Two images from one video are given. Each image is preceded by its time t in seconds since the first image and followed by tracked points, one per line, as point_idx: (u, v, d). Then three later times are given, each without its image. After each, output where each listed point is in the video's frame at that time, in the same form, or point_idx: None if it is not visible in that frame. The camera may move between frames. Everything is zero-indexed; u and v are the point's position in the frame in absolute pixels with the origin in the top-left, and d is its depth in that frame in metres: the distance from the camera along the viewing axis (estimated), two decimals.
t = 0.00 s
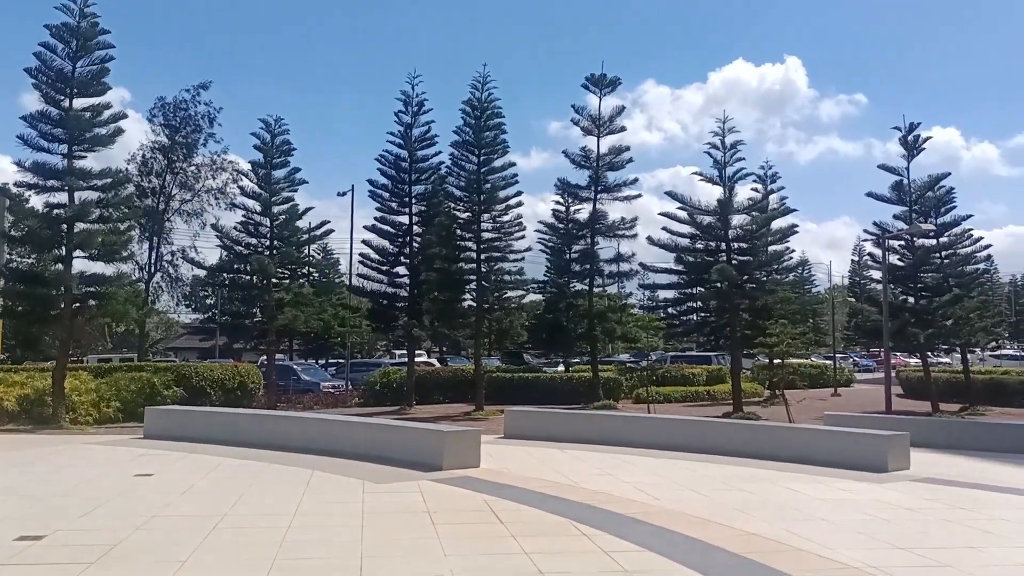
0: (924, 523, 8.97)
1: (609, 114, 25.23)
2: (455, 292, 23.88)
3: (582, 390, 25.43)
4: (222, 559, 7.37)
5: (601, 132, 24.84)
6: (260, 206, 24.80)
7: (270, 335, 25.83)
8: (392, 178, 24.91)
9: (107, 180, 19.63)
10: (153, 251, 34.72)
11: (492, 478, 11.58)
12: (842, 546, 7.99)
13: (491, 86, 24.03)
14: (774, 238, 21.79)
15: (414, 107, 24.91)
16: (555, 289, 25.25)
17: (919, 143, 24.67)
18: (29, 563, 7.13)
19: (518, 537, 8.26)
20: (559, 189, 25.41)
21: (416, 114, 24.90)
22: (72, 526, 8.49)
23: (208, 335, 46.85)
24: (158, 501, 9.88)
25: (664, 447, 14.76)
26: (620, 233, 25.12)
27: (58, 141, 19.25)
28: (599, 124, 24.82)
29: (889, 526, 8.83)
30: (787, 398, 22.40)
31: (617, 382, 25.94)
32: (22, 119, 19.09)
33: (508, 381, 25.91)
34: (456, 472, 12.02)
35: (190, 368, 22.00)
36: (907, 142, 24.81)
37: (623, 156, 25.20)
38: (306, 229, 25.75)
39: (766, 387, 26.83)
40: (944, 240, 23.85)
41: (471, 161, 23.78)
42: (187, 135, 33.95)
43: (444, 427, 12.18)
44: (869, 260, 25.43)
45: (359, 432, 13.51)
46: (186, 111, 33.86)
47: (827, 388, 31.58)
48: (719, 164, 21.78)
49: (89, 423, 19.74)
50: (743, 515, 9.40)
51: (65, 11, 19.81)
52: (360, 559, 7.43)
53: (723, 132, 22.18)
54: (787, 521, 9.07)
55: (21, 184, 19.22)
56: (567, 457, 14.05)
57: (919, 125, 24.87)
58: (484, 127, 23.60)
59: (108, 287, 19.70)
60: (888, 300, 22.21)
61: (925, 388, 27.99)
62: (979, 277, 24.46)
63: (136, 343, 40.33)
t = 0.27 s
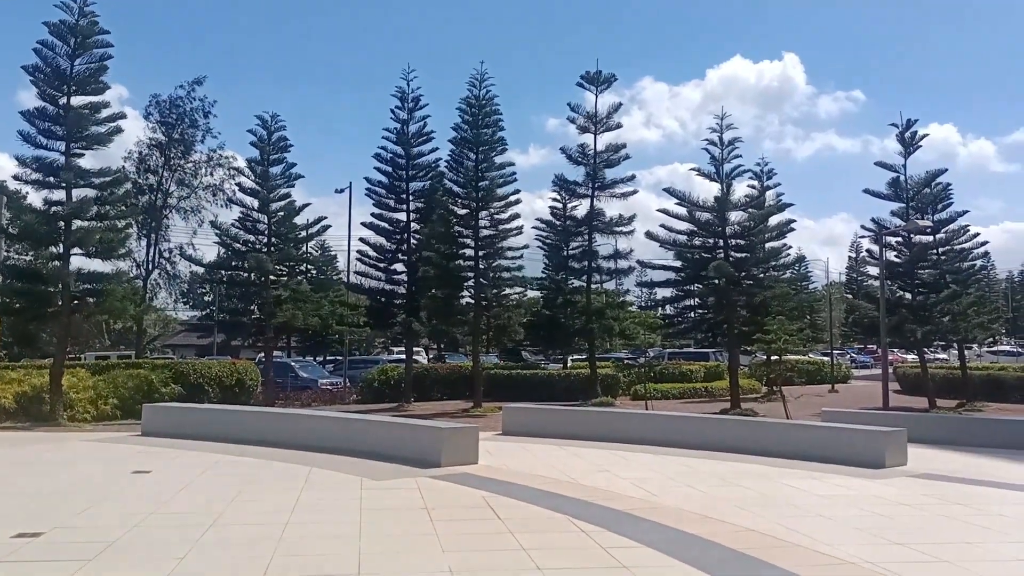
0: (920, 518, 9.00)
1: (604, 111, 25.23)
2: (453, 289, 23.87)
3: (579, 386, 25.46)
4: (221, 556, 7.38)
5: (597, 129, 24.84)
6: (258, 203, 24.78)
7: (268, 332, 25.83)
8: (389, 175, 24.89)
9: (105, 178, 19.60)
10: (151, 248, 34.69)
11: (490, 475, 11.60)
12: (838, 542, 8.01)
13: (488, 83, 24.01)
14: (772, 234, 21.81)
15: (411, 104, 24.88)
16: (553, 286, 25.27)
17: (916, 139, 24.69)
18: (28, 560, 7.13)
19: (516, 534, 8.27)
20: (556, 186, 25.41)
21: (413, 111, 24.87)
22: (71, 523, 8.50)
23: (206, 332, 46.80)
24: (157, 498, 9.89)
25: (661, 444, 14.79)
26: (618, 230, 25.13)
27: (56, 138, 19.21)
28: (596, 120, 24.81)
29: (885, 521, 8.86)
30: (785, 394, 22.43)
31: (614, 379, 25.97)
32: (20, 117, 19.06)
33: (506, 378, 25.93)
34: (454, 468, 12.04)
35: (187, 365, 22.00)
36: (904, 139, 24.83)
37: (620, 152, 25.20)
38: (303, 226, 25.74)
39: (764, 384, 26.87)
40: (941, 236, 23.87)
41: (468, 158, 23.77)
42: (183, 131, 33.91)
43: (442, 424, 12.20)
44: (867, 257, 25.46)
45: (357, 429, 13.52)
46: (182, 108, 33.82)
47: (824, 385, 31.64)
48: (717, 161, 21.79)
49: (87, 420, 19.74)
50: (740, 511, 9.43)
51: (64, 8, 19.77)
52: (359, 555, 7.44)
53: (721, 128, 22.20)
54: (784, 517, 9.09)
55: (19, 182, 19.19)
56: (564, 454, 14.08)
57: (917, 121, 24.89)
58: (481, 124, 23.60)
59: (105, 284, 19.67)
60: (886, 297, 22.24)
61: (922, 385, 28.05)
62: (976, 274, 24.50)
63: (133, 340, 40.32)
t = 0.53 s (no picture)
0: (913, 516, 9.02)
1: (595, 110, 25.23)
2: (446, 288, 23.83)
3: (573, 385, 25.46)
4: (213, 556, 7.35)
5: (589, 128, 24.83)
6: (250, 202, 24.70)
7: (261, 331, 25.75)
8: (382, 174, 24.85)
9: (96, 177, 19.51)
10: (142, 247, 34.55)
11: (483, 474, 11.59)
12: (831, 540, 8.03)
13: (480, 81, 23.97)
14: (764, 234, 21.84)
15: (403, 102, 24.83)
16: (546, 285, 25.27)
17: (909, 139, 24.75)
18: (18, 561, 7.08)
19: (510, 533, 8.26)
20: (549, 185, 25.40)
21: (405, 109, 24.82)
22: (62, 524, 8.45)
23: (198, 332, 46.64)
24: (149, 498, 9.84)
25: (654, 443, 14.79)
26: (611, 229, 25.12)
27: (46, 137, 19.11)
28: (588, 120, 24.80)
29: (878, 520, 8.88)
30: (778, 393, 22.46)
31: (608, 378, 25.97)
32: (10, 116, 18.95)
33: (499, 377, 25.91)
34: (447, 468, 12.02)
35: (179, 365, 21.93)
36: (897, 138, 24.90)
37: (612, 151, 25.20)
38: (296, 225, 25.68)
39: (757, 382, 26.91)
40: (933, 235, 23.94)
41: (460, 157, 23.74)
42: (175, 130, 33.79)
43: (435, 423, 12.18)
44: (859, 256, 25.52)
45: (350, 428, 13.49)
46: (173, 106, 33.70)
47: (816, 383, 31.71)
48: (710, 160, 21.80)
49: (78, 420, 19.64)
50: (733, 509, 9.43)
51: (54, 8, 19.66)
52: (351, 555, 7.41)
53: (713, 127, 22.22)
54: (778, 516, 9.10)
55: (9, 181, 19.08)
56: (558, 453, 14.07)
57: (910, 121, 24.94)
58: (473, 122, 23.57)
59: (96, 283, 19.59)
60: (878, 295, 22.28)
61: (914, 383, 28.13)
62: (968, 272, 24.58)
63: (125, 339, 40.16)
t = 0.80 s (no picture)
0: (893, 514, 9.08)
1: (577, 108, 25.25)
2: (429, 287, 23.75)
3: (556, 384, 25.47)
4: (193, 557, 7.29)
5: (571, 127, 24.84)
6: (230, 200, 24.53)
7: (242, 331, 25.58)
8: (364, 172, 24.75)
9: (74, 175, 19.30)
10: (121, 246, 34.24)
11: (465, 473, 11.56)
12: (812, 538, 8.07)
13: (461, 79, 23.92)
14: (746, 233, 21.93)
15: (387, 100, 24.74)
16: (529, 284, 25.26)
17: (890, 138, 24.92)
18: None
19: (492, 532, 8.24)
20: (532, 184, 25.39)
21: (389, 107, 24.73)
22: (39, 526, 8.34)
23: (178, 331, 46.28)
24: (127, 499, 9.74)
25: (636, 441, 14.82)
26: (593, 227, 25.15)
27: (22, 135, 18.88)
28: (570, 118, 24.81)
29: (858, 517, 8.93)
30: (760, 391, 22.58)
31: (591, 376, 26.01)
32: None
33: (483, 376, 25.89)
34: (429, 467, 11.99)
35: (159, 364, 21.76)
36: (878, 138, 25.07)
37: (594, 150, 25.23)
38: (277, 223, 25.53)
39: (739, 381, 27.03)
40: (913, 234, 24.14)
41: (442, 155, 23.69)
42: (154, 128, 33.50)
43: (418, 423, 12.14)
44: (840, 255, 25.69)
45: (331, 428, 13.42)
46: (152, 104, 33.40)
47: (798, 381, 31.89)
48: (692, 160, 21.86)
49: (56, 421, 19.43)
50: (715, 507, 9.46)
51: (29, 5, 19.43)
52: (332, 556, 7.37)
53: (695, 126, 22.29)
54: (759, 513, 9.14)
55: None
56: (540, 452, 14.06)
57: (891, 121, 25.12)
58: (455, 120, 23.53)
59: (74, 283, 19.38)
60: (859, 294, 22.43)
61: (895, 381, 28.35)
62: (947, 271, 24.80)
63: (104, 339, 39.78)
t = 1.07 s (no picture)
0: (868, 510, 9.21)
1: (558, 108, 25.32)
2: (410, 286, 23.72)
3: (536, 383, 25.54)
4: (172, 557, 7.26)
5: (552, 127, 24.91)
6: (210, 198, 24.37)
7: (221, 330, 25.43)
8: (345, 171, 24.68)
9: (50, 171, 19.12)
10: (99, 244, 33.93)
11: (447, 472, 11.58)
12: (790, 535, 8.16)
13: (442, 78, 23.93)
14: (725, 233, 22.09)
15: (369, 98, 24.70)
16: (510, 283, 25.31)
17: (868, 139, 25.18)
18: None
19: (474, 530, 8.27)
20: (514, 183, 25.43)
21: (371, 105, 24.68)
22: (16, 526, 8.27)
23: (156, 330, 45.91)
24: (106, 499, 9.67)
25: (617, 439, 14.89)
26: (574, 227, 25.23)
27: None
28: (551, 118, 24.88)
29: (836, 514, 9.04)
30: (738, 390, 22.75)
31: (571, 375, 26.10)
32: None
33: (463, 375, 25.92)
34: (410, 466, 11.99)
35: (137, 363, 21.60)
36: (856, 139, 25.33)
37: (575, 150, 25.30)
38: (257, 222, 25.41)
39: (718, 379, 27.23)
40: (889, 235, 24.40)
41: (422, 154, 23.69)
42: (132, 125, 33.23)
43: (399, 422, 12.14)
44: (818, 255, 25.93)
45: (312, 427, 13.38)
46: (130, 101, 33.12)
47: (776, 380, 32.15)
48: (671, 160, 21.99)
49: (33, 420, 19.24)
50: (695, 505, 9.54)
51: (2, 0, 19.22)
52: (313, 554, 7.37)
53: (675, 127, 22.42)
54: (738, 511, 9.22)
55: None
56: (521, 450, 14.11)
57: (869, 122, 25.38)
58: (436, 119, 23.53)
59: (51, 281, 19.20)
60: (836, 293, 22.64)
61: (871, 380, 28.66)
62: (923, 271, 25.09)
63: (81, 338, 39.39)
